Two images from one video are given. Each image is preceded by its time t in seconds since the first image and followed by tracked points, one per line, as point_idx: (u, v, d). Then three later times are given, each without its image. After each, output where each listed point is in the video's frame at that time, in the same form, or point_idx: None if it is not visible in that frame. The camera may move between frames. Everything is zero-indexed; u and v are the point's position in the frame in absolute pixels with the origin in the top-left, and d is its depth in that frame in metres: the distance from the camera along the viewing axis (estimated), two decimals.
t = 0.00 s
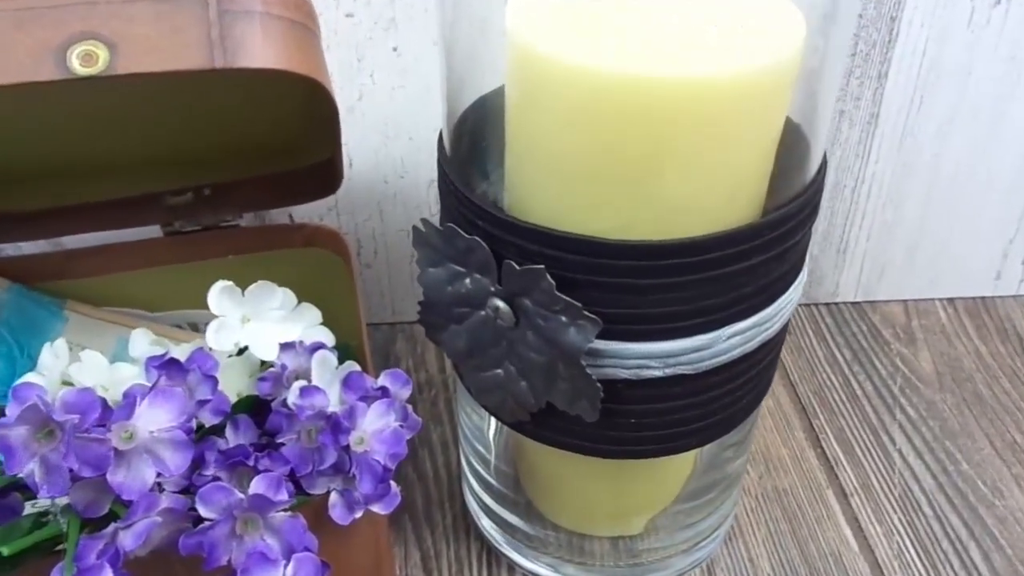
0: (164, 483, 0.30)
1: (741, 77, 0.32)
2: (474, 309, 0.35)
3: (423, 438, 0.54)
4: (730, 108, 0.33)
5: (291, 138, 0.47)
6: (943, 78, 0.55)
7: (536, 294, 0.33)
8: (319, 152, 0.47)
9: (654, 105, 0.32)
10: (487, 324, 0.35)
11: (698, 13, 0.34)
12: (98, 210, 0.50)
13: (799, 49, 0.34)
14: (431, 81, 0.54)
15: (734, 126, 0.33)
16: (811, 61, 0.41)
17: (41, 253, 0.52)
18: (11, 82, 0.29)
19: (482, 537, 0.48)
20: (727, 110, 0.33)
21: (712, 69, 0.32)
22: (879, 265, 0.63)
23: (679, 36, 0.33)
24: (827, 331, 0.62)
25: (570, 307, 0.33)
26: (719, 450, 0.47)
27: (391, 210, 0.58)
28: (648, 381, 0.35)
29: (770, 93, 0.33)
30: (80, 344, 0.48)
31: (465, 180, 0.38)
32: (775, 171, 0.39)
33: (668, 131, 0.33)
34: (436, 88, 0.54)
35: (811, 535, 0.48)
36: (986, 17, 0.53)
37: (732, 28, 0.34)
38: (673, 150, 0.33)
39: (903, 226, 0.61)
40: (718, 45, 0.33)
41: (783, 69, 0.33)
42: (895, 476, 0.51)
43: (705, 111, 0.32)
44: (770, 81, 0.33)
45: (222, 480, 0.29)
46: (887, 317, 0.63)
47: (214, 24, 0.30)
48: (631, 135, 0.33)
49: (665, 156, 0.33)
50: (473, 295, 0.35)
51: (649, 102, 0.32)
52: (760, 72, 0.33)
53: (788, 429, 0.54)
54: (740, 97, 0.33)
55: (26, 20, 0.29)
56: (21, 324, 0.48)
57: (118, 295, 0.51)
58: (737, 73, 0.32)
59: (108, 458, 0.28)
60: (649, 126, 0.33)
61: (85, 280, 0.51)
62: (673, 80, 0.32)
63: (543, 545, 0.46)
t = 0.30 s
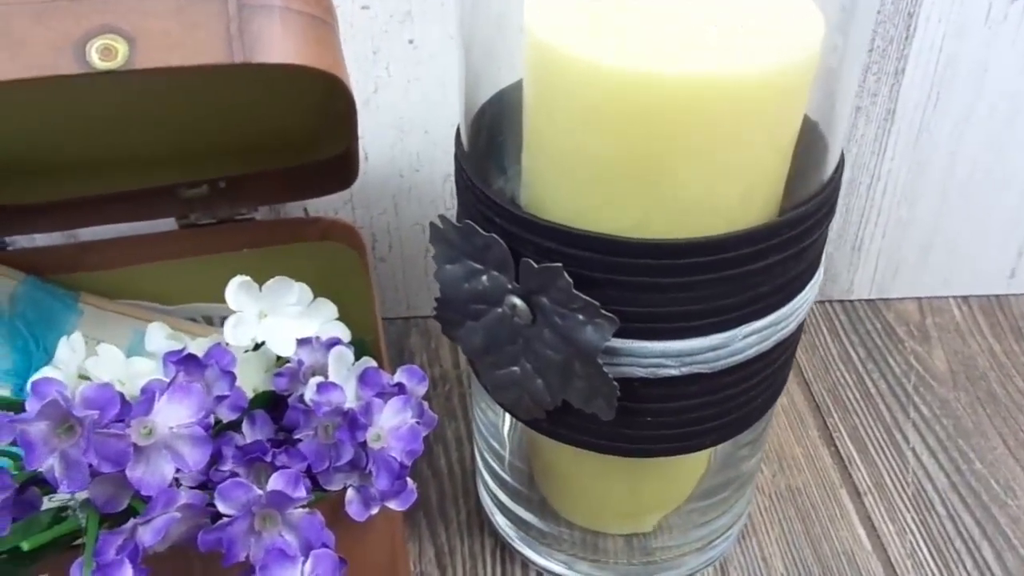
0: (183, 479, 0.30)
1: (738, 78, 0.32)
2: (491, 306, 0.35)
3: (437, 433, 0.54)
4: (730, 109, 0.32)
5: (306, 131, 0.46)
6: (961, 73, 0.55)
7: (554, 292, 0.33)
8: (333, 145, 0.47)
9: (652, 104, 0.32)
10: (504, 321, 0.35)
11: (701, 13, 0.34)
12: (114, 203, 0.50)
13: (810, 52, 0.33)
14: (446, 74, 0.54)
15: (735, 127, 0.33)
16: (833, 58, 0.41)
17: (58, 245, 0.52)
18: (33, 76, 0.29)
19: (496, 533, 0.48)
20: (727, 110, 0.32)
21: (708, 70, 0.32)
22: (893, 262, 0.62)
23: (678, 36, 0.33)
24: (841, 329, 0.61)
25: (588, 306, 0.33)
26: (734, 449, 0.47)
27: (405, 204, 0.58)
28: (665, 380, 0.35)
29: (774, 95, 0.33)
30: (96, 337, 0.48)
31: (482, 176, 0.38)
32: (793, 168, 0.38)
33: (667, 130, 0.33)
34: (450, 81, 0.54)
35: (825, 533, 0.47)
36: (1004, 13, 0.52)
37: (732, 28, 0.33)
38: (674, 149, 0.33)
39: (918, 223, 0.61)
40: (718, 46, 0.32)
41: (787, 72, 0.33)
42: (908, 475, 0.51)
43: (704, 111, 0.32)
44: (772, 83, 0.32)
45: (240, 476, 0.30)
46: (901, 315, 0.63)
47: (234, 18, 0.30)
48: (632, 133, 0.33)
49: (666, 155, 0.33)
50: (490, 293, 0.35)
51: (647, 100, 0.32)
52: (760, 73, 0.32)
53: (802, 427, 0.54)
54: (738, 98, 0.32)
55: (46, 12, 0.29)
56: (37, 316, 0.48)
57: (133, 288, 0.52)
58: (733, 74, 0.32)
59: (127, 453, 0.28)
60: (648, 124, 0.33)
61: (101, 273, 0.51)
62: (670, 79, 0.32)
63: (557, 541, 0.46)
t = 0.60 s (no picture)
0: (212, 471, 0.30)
1: (734, 80, 0.32)
2: (513, 304, 0.36)
3: (453, 428, 0.54)
4: (730, 108, 0.32)
5: (326, 127, 0.47)
6: (976, 73, 0.55)
7: (577, 290, 0.33)
8: (352, 141, 0.48)
9: (651, 100, 0.33)
10: (526, 318, 0.36)
11: (713, 16, 0.34)
12: (135, 197, 0.50)
13: (818, 58, 0.33)
14: (464, 71, 0.54)
15: (735, 126, 0.33)
16: (853, 58, 0.41)
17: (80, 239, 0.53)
18: (67, 74, 0.29)
19: (512, 528, 0.49)
20: (725, 110, 0.32)
21: (704, 69, 0.32)
22: (907, 261, 0.63)
23: (679, 36, 0.33)
24: (855, 327, 0.62)
25: (611, 304, 0.33)
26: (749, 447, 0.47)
27: (422, 200, 0.59)
28: (685, 378, 0.35)
29: (775, 97, 0.33)
30: (118, 330, 0.49)
31: (504, 173, 0.38)
32: (813, 167, 0.39)
33: (666, 127, 0.33)
34: (467, 77, 0.54)
35: (839, 531, 0.48)
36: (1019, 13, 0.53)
37: (732, 28, 0.33)
38: (676, 146, 0.33)
39: (931, 222, 0.61)
40: (717, 46, 0.33)
41: (786, 77, 0.32)
42: (922, 473, 0.51)
43: (702, 110, 0.32)
44: (771, 86, 0.32)
45: (269, 468, 0.30)
46: (914, 313, 0.63)
47: (264, 17, 0.30)
48: (633, 129, 0.34)
49: (667, 151, 0.34)
50: (513, 290, 0.35)
51: (645, 97, 0.33)
52: (759, 74, 0.32)
53: (816, 425, 0.54)
54: (735, 99, 0.32)
55: (79, 9, 0.29)
56: (63, 310, 0.48)
57: (154, 282, 0.52)
58: (729, 74, 0.32)
59: (158, 445, 0.29)
60: (648, 121, 0.33)
61: (123, 267, 0.51)
62: (667, 77, 0.32)
63: (574, 535, 0.47)
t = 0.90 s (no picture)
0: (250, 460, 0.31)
1: (731, 79, 0.32)
2: (540, 300, 0.36)
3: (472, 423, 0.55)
4: (737, 109, 0.33)
5: (351, 126, 0.47)
6: (989, 76, 0.55)
7: (604, 286, 0.34)
8: (376, 140, 0.49)
9: (661, 96, 0.34)
10: (553, 314, 0.36)
11: (732, 20, 0.35)
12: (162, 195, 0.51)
13: (824, 65, 0.33)
14: (485, 72, 0.55)
15: (738, 126, 0.33)
16: (873, 62, 0.42)
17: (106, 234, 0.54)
18: (114, 73, 0.30)
19: (532, 521, 0.49)
20: (726, 109, 0.33)
21: (703, 68, 0.33)
22: (919, 262, 0.63)
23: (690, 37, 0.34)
24: (868, 327, 0.62)
25: (638, 300, 0.34)
26: (766, 444, 0.48)
27: (441, 198, 0.59)
28: (710, 373, 0.36)
29: (778, 98, 0.33)
30: (146, 324, 0.50)
31: (530, 170, 0.39)
32: (835, 169, 0.39)
33: (669, 124, 0.34)
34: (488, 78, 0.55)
35: (854, 526, 0.49)
36: None
37: (745, 31, 0.34)
38: (683, 144, 0.34)
39: (943, 223, 0.61)
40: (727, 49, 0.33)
41: (791, 80, 0.33)
42: (935, 470, 0.52)
43: (702, 109, 0.33)
44: (776, 89, 0.33)
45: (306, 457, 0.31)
46: (927, 313, 0.64)
47: (304, 18, 0.31)
48: (640, 125, 0.35)
49: (673, 148, 0.34)
50: (541, 286, 0.36)
51: (652, 94, 0.34)
52: (766, 77, 0.33)
53: (830, 423, 0.55)
54: (739, 100, 0.33)
55: (126, 11, 0.30)
56: (92, 302, 0.49)
57: (180, 277, 0.53)
58: (726, 74, 0.32)
59: (200, 434, 0.30)
60: (656, 119, 0.34)
61: (150, 262, 0.52)
62: (674, 73, 0.33)
63: (593, 528, 0.47)
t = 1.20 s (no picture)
0: (294, 447, 0.32)
1: (746, 83, 0.34)
2: (569, 296, 0.38)
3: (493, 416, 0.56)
4: (756, 114, 0.34)
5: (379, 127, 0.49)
6: (1002, 81, 0.56)
7: (634, 283, 0.35)
8: (402, 139, 0.50)
9: (684, 100, 0.35)
10: (582, 309, 0.38)
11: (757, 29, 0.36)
12: (194, 191, 0.52)
13: (844, 75, 0.34)
14: (509, 74, 0.56)
15: (752, 130, 0.35)
16: (891, 68, 0.43)
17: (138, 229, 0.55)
18: (168, 76, 0.31)
19: (554, 513, 0.51)
20: (741, 113, 0.34)
21: (725, 74, 0.34)
22: (932, 263, 0.64)
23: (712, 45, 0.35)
24: (882, 326, 0.64)
25: (666, 296, 0.35)
26: (783, 441, 0.49)
27: (463, 197, 0.61)
28: (734, 368, 0.37)
29: (791, 106, 0.34)
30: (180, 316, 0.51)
31: (560, 170, 0.41)
32: (856, 171, 0.40)
33: (685, 125, 0.35)
34: (512, 80, 0.56)
35: (869, 520, 0.50)
36: None
37: (767, 39, 0.35)
38: (706, 147, 0.35)
39: (955, 225, 0.63)
40: (747, 56, 0.35)
41: (810, 88, 0.34)
42: (948, 467, 0.53)
43: (724, 113, 0.34)
44: (794, 97, 0.34)
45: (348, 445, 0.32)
46: (939, 313, 0.65)
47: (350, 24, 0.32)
48: (659, 125, 0.36)
49: (692, 149, 0.36)
50: (570, 283, 0.37)
51: (676, 98, 0.35)
52: (784, 84, 0.34)
53: (844, 420, 0.56)
54: (758, 106, 0.34)
55: (180, 16, 0.31)
56: (128, 296, 0.51)
57: (209, 271, 0.54)
58: (745, 79, 0.34)
59: (248, 421, 0.31)
60: (681, 122, 0.35)
61: (181, 256, 0.53)
62: (696, 78, 0.34)
63: (614, 519, 0.48)
